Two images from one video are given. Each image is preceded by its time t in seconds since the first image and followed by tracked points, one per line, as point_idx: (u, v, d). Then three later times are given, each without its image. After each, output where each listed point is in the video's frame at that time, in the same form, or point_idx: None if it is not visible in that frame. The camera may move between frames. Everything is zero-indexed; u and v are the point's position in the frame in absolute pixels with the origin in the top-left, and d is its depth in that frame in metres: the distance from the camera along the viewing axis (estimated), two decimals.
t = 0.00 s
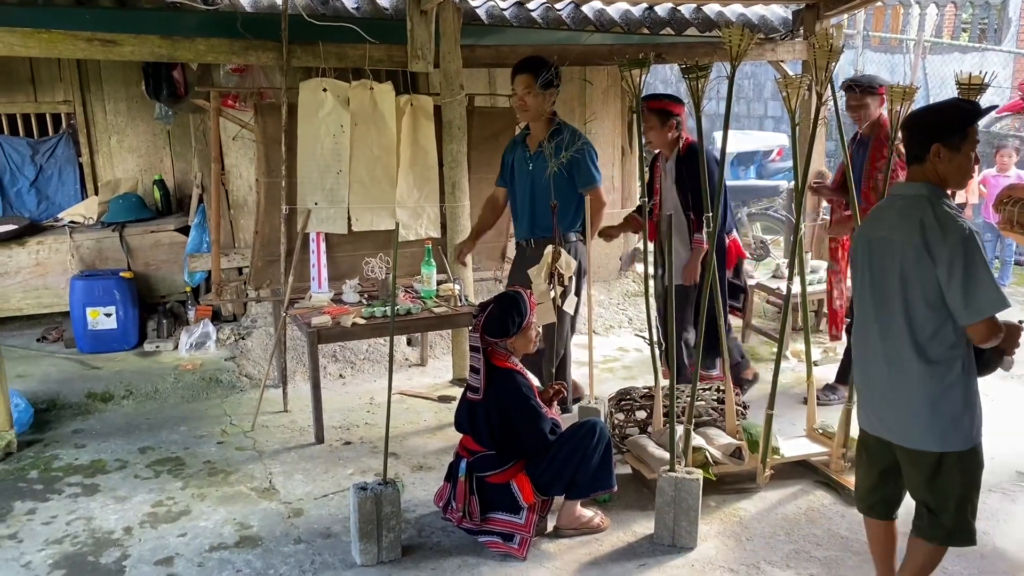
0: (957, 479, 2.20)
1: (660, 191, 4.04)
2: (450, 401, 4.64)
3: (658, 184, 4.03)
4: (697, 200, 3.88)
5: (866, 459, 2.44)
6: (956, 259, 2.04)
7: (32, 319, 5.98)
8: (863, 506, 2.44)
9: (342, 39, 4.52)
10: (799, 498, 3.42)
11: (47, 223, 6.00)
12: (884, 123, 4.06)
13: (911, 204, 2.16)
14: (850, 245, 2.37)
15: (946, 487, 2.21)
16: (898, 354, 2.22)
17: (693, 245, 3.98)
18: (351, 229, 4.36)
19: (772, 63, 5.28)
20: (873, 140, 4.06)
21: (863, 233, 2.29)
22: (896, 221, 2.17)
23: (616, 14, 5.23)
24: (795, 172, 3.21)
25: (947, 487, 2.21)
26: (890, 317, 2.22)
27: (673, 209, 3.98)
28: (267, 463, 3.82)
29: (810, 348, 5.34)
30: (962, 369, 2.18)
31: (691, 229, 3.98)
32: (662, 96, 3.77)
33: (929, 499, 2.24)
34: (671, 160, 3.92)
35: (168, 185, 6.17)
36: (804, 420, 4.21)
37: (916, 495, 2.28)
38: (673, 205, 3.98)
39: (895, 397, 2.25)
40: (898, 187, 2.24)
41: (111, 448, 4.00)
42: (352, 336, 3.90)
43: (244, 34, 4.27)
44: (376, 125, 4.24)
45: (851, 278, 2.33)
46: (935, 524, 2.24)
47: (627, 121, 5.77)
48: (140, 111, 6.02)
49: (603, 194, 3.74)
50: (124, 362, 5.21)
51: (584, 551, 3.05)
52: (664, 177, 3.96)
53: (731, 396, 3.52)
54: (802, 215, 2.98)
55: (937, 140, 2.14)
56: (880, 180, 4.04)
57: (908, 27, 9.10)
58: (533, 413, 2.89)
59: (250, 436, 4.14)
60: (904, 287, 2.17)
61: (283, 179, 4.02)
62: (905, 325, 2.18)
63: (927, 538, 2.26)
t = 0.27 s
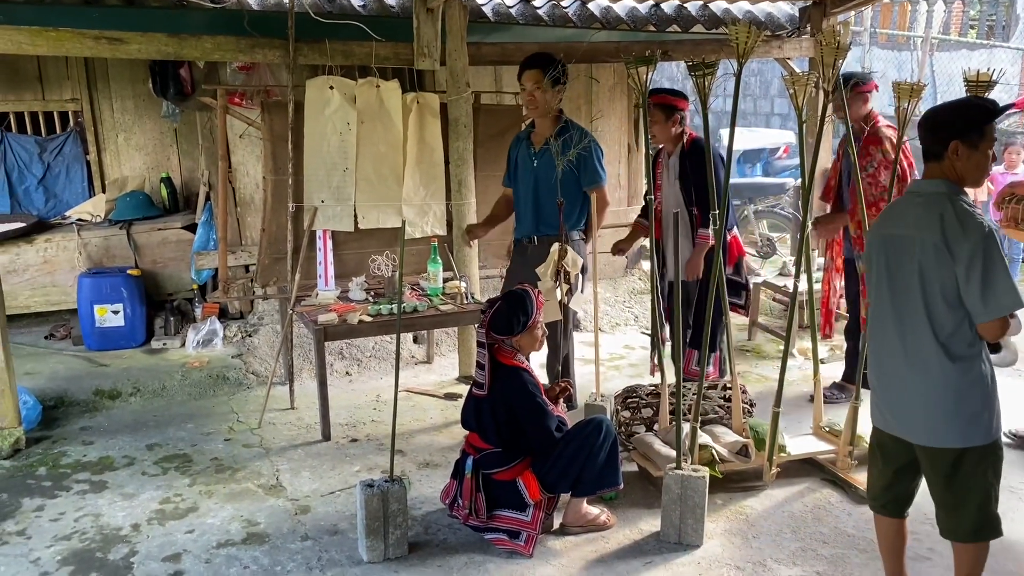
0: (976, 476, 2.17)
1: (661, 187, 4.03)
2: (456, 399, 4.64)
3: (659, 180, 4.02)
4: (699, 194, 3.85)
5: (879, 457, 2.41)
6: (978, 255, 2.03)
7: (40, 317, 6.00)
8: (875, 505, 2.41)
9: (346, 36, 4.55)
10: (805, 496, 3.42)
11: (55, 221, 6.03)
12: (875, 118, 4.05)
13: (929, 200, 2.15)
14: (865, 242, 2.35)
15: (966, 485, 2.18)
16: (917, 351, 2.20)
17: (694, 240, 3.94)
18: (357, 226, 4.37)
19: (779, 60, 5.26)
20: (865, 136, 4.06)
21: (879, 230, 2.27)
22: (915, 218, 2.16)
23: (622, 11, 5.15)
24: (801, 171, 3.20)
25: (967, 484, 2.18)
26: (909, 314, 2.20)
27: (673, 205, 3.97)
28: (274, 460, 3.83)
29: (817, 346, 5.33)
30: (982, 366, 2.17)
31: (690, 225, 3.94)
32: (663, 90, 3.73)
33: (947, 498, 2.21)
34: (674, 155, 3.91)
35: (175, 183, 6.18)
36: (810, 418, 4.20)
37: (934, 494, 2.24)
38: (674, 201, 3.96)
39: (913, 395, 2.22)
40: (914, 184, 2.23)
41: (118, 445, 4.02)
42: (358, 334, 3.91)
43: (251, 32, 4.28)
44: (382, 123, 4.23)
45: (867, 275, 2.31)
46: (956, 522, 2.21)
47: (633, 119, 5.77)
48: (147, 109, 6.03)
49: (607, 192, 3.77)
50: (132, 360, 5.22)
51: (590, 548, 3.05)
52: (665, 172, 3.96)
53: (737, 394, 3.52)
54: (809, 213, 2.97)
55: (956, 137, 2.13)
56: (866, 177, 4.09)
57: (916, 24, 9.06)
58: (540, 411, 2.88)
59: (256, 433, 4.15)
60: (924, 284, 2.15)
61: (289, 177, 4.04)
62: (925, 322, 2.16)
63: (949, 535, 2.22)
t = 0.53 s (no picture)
0: (1010, 475, 2.16)
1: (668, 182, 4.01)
2: (464, 395, 4.64)
3: (665, 175, 4.00)
4: (707, 190, 3.82)
5: (903, 455, 2.38)
6: (1016, 255, 2.01)
7: (49, 313, 6.02)
8: (897, 502, 2.39)
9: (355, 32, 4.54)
10: (814, 493, 3.41)
11: (64, 217, 6.04)
12: (872, 113, 4.04)
13: (963, 199, 2.13)
14: (890, 240, 2.33)
15: (1000, 482, 2.17)
16: (949, 350, 2.18)
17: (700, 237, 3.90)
18: (365, 223, 4.36)
19: (788, 56, 5.24)
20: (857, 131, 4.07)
21: (909, 228, 2.25)
22: (948, 217, 2.13)
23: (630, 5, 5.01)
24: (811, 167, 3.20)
25: (1000, 482, 2.17)
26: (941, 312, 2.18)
27: (679, 202, 3.95)
28: (283, 456, 3.84)
29: (826, 343, 5.31)
30: (1016, 364, 2.16)
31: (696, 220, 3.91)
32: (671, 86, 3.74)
33: (981, 497, 2.20)
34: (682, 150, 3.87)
35: (183, 180, 6.19)
36: (819, 415, 4.19)
37: (965, 492, 2.23)
38: (680, 197, 3.94)
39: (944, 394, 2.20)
40: (943, 183, 2.21)
41: (128, 441, 4.03)
42: (366, 330, 3.91)
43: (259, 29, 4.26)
44: (390, 119, 4.23)
45: (895, 274, 2.28)
46: (988, 520, 2.19)
47: (641, 115, 5.76)
48: (155, 106, 6.02)
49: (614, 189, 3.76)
50: (141, 356, 5.24)
51: (599, 545, 3.04)
52: (672, 169, 3.94)
53: (746, 391, 3.51)
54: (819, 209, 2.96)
55: (990, 135, 2.12)
56: (855, 172, 4.12)
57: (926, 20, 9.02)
58: (548, 408, 2.88)
59: (265, 429, 4.16)
60: (957, 282, 2.13)
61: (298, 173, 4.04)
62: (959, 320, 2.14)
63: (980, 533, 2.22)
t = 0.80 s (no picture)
0: None
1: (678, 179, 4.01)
2: (473, 391, 4.64)
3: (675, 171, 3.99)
4: (715, 186, 3.80)
5: (942, 450, 2.34)
6: None
7: (59, 309, 6.03)
8: (931, 498, 2.37)
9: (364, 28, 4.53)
10: (825, 490, 3.40)
11: (73, 213, 6.03)
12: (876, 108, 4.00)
13: (1013, 196, 2.09)
14: (936, 236, 2.29)
15: None
16: (995, 350, 2.14)
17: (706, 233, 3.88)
18: (374, 219, 4.36)
19: (798, 51, 5.22)
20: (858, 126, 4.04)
21: (956, 224, 2.20)
22: (997, 215, 2.10)
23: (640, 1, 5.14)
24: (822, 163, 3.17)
25: None
26: (988, 311, 2.14)
27: (688, 198, 3.96)
28: (292, 451, 3.84)
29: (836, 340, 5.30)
30: None
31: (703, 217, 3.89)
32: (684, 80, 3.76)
33: None
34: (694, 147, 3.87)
35: (192, 176, 6.21)
36: (829, 412, 4.17)
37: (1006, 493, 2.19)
38: (689, 194, 3.94)
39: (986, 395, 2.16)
40: (989, 179, 2.17)
41: (137, 436, 4.04)
42: (376, 326, 3.91)
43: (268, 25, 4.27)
44: (399, 115, 4.23)
45: (941, 271, 2.25)
46: None
47: (651, 110, 5.74)
48: (164, 102, 6.07)
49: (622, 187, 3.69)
50: (150, 351, 5.25)
51: (609, 542, 3.04)
52: (682, 166, 3.93)
53: (756, 387, 3.50)
54: (830, 206, 2.97)
55: None
56: (854, 167, 4.10)
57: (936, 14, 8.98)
58: (558, 404, 2.88)
59: (274, 424, 4.17)
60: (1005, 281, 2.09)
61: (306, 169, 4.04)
62: (1006, 319, 2.10)
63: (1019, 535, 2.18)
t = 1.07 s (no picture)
0: None
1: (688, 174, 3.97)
2: (482, 387, 4.64)
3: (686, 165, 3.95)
4: (725, 180, 3.77)
5: (980, 447, 2.34)
6: None
7: (69, 304, 6.05)
8: (967, 491, 2.35)
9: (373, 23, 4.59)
10: (836, 487, 3.39)
11: (84, 209, 6.04)
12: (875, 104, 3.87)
13: None
14: (980, 230, 2.28)
15: None
16: None
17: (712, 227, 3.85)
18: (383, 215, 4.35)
19: (809, 47, 5.19)
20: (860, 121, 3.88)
21: (1004, 218, 2.21)
22: None
23: None
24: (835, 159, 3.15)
25: None
26: None
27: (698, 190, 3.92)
28: (302, 447, 3.85)
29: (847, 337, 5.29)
30: None
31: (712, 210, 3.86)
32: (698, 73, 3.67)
33: None
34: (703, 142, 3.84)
35: (202, 171, 6.23)
36: (840, 409, 4.16)
37: None
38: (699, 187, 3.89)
39: None
40: None
41: (148, 431, 4.05)
42: (386, 322, 3.92)
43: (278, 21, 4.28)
44: (408, 111, 4.21)
45: (991, 265, 2.24)
46: None
47: (661, 106, 5.73)
48: (174, 98, 6.09)
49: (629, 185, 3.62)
50: (160, 347, 5.26)
51: (620, 538, 3.03)
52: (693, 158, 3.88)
53: (767, 384, 3.50)
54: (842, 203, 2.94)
55: None
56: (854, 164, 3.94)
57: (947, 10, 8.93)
58: (569, 399, 2.88)
59: (284, 420, 4.17)
60: None
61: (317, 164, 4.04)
62: None
63: None
